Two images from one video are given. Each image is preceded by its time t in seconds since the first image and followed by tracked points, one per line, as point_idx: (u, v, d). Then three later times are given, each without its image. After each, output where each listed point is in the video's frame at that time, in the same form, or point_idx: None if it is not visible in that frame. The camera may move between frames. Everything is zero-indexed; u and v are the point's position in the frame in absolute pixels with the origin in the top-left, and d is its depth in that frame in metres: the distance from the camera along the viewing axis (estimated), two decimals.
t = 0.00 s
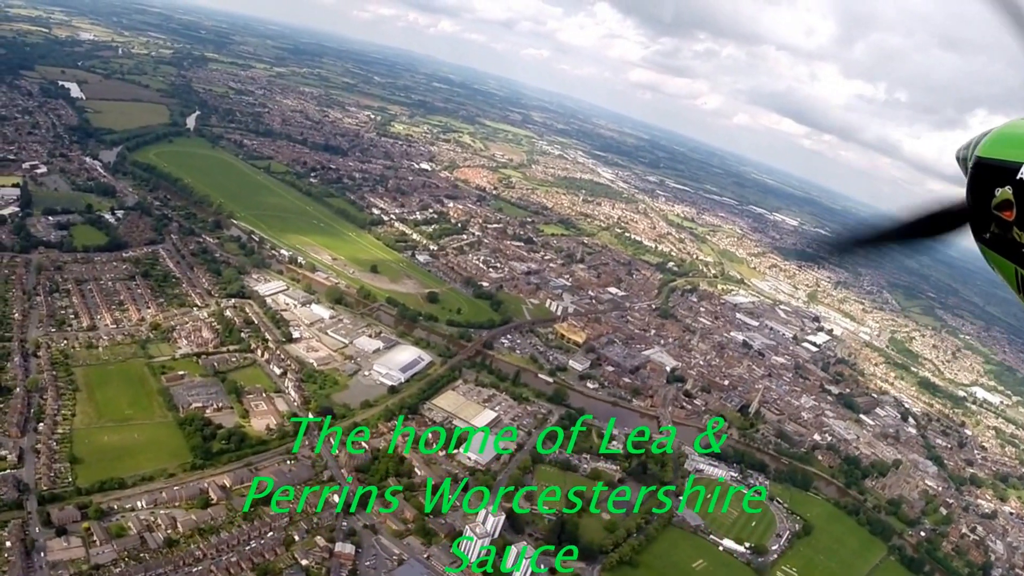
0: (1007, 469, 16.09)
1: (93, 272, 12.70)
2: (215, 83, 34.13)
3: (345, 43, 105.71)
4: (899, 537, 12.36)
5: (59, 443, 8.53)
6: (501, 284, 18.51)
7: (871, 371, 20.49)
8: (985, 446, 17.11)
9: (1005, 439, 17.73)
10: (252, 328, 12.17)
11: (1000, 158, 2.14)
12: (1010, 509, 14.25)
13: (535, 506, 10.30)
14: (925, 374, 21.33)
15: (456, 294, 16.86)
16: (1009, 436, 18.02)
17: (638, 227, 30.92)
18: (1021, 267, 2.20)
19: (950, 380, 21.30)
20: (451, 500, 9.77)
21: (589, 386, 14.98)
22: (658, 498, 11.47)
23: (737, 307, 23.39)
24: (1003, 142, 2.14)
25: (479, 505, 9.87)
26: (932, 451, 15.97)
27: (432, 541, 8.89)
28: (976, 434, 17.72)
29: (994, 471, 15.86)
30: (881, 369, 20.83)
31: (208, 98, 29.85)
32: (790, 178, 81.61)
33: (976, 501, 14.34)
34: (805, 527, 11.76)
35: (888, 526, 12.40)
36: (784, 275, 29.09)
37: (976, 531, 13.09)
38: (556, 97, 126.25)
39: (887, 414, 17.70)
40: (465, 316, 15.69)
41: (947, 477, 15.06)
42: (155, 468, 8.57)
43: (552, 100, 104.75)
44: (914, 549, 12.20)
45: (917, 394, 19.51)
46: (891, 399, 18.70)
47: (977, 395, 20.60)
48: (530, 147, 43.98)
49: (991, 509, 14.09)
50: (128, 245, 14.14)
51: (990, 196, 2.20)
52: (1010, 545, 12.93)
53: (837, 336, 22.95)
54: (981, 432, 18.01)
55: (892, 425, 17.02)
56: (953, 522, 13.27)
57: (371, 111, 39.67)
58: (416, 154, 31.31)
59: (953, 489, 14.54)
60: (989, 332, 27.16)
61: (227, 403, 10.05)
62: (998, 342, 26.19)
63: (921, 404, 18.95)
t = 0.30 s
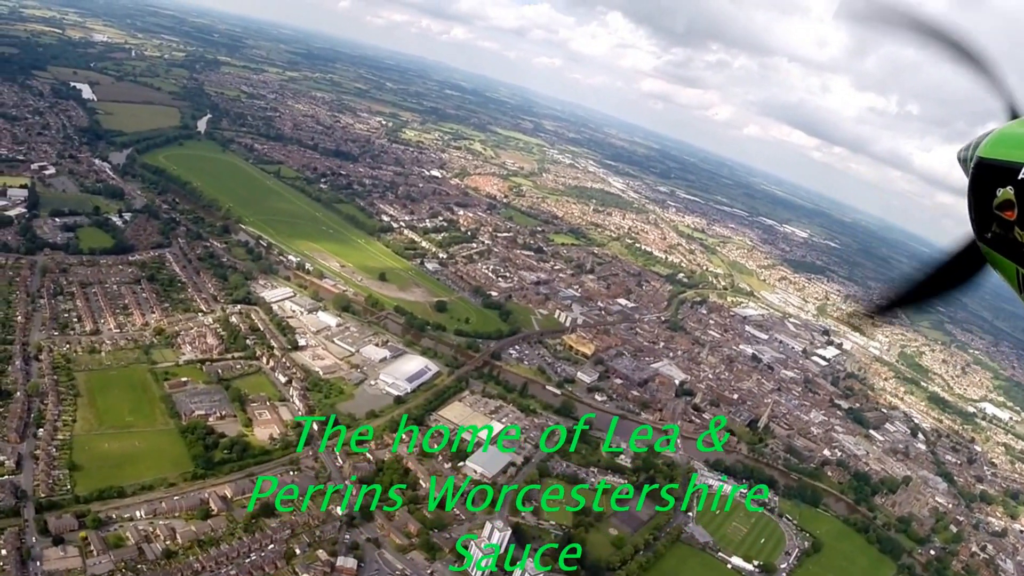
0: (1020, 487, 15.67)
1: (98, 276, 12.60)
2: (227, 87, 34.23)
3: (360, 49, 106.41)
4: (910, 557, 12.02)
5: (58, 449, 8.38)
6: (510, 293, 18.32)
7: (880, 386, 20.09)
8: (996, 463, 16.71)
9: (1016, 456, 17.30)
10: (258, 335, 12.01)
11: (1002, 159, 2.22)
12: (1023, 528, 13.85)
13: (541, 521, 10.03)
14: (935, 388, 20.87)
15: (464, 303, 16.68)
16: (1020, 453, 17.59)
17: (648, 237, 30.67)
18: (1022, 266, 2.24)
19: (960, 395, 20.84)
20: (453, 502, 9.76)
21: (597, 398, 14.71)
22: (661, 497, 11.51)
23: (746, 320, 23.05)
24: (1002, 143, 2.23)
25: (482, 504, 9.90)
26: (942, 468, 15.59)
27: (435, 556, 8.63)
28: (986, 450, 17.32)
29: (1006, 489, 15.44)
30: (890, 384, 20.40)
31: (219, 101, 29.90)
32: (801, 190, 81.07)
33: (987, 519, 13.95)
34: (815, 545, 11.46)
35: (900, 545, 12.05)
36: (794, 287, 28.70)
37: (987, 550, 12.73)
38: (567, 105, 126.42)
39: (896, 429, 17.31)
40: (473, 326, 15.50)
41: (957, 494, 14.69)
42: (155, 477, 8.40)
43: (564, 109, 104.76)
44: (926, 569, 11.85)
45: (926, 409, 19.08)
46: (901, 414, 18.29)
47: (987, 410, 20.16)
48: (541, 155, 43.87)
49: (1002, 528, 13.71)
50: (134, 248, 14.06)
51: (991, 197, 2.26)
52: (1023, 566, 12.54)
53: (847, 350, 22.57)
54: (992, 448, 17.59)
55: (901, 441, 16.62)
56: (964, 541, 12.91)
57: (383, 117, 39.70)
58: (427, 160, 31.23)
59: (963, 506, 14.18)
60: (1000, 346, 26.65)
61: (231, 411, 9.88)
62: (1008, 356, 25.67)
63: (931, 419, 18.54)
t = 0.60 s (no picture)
0: None
1: (104, 279, 12.49)
2: (240, 91, 34.34)
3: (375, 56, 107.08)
4: None
5: (57, 455, 8.22)
6: (520, 304, 18.11)
7: (890, 402, 19.67)
8: (1005, 482, 16.30)
9: None
10: (264, 343, 11.85)
11: (1000, 159, 2.26)
12: None
13: (546, 537, 9.73)
14: (945, 406, 20.44)
15: (474, 313, 16.48)
16: None
17: (659, 249, 30.40)
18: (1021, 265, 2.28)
19: (970, 412, 20.42)
20: (456, 503, 9.80)
21: (606, 412, 14.42)
22: (666, 498, 11.49)
23: (757, 334, 22.69)
24: (1001, 143, 2.25)
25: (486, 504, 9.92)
26: (951, 487, 15.20)
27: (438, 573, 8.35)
28: (996, 468, 16.92)
29: (1018, 509, 15.03)
30: (899, 399, 19.98)
31: (232, 105, 29.96)
32: (812, 203, 80.45)
33: (997, 539, 13.59)
34: (825, 566, 11.14)
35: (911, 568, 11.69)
36: (804, 301, 28.28)
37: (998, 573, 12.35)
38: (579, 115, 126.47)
39: (906, 446, 16.91)
40: (481, 336, 15.29)
41: (966, 513, 14.31)
42: (155, 486, 8.21)
43: (576, 118, 104.73)
44: None
45: (935, 426, 18.68)
46: (911, 431, 17.90)
47: (997, 428, 19.71)
48: (553, 165, 43.72)
49: (1014, 549, 13.31)
50: (141, 251, 13.96)
51: (990, 198, 2.30)
52: None
53: (857, 365, 22.14)
54: (1003, 467, 17.16)
55: (911, 458, 16.21)
56: (976, 563, 12.54)
57: (395, 124, 39.70)
58: (439, 168, 31.14)
59: (971, 526, 13.82)
60: (1010, 362, 26.15)
61: (234, 419, 9.70)
62: (1019, 372, 25.18)
63: (941, 436, 18.12)
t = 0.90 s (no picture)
0: None
1: (109, 283, 12.40)
2: (252, 95, 34.44)
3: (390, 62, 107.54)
4: None
5: (56, 462, 8.08)
6: (530, 314, 17.91)
7: (901, 417, 19.27)
8: (1018, 501, 15.91)
9: None
10: (269, 351, 11.70)
11: (1001, 156, 2.20)
12: None
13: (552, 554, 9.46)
14: (955, 422, 20.03)
15: (483, 323, 16.29)
16: None
17: (669, 260, 30.13)
18: (1021, 261, 2.27)
19: (981, 429, 20.02)
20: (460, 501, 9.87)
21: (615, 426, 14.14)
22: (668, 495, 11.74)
23: (767, 346, 22.33)
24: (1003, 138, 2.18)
25: (489, 501, 10.00)
26: (962, 505, 14.83)
27: None
28: (1007, 487, 16.55)
29: None
30: (909, 415, 19.59)
31: (244, 108, 30.01)
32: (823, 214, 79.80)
33: (1008, 560, 13.25)
34: None
35: None
36: (814, 314, 27.83)
37: None
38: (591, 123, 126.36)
39: (917, 463, 16.53)
40: (490, 347, 15.09)
41: (977, 533, 13.95)
42: (155, 496, 8.05)
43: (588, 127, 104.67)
44: None
45: (946, 443, 18.28)
46: (921, 447, 17.51)
47: (1009, 445, 19.29)
48: (564, 173, 43.58)
49: None
50: (148, 255, 13.89)
51: (992, 194, 2.25)
52: None
53: (868, 380, 21.67)
54: (1016, 487, 16.76)
55: (921, 476, 15.84)
56: None
57: (407, 130, 39.70)
58: (450, 175, 31.05)
59: (983, 546, 13.47)
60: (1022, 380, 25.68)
61: (237, 429, 9.53)
62: None
63: (952, 453, 17.72)
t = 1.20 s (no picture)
0: None
1: (116, 286, 12.30)
2: (265, 100, 34.55)
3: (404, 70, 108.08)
4: None
5: (57, 468, 7.93)
6: (539, 324, 17.70)
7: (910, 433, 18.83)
8: None
9: None
10: (276, 358, 11.55)
11: (1000, 156, 2.00)
12: None
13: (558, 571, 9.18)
14: (965, 438, 19.60)
15: (492, 333, 16.10)
16: None
17: (680, 271, 29.85)
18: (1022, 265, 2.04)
19: (991, 445, 19.59)
20: (465, 513, 9.66)
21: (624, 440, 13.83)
22: (671, 501, 11.86)
23: (778, 359, 21.95)
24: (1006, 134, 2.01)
25: (491, 501, 10.02)
26: (972, 523, 14.44)
27: None
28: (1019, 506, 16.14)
29: None
30: (918, 431, 19.15)
31: (257, 113, 30.08)
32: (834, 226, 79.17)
33: None
34: None
35: None
36: (825, 326, 27.38)
37: None
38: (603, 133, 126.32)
39: (927, 480, 16.12)
40: (499, 357, 14.88)
41: (988, 552, 13.57)
42: (155, 505, 7.87)
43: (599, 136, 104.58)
44: None
45: (955, 459, 17.83)
46: (932, 464, 17.09)
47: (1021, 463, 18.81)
48: (576, 183, 43.43)
49: None
50: (156, 259, 13.80)
51: (990, 195, 2.05)
52: None
53: (877, 394, 21.18)
54: None
55: (930, 493, 15.40)
56: None
57: (419, 137, 39.72)
58: (461, 183, 30.96)
59: (994, 566, 13.09)
60: None
61: (240, 438, 9.36)
62: None
63: (960, 471, 17.25)
